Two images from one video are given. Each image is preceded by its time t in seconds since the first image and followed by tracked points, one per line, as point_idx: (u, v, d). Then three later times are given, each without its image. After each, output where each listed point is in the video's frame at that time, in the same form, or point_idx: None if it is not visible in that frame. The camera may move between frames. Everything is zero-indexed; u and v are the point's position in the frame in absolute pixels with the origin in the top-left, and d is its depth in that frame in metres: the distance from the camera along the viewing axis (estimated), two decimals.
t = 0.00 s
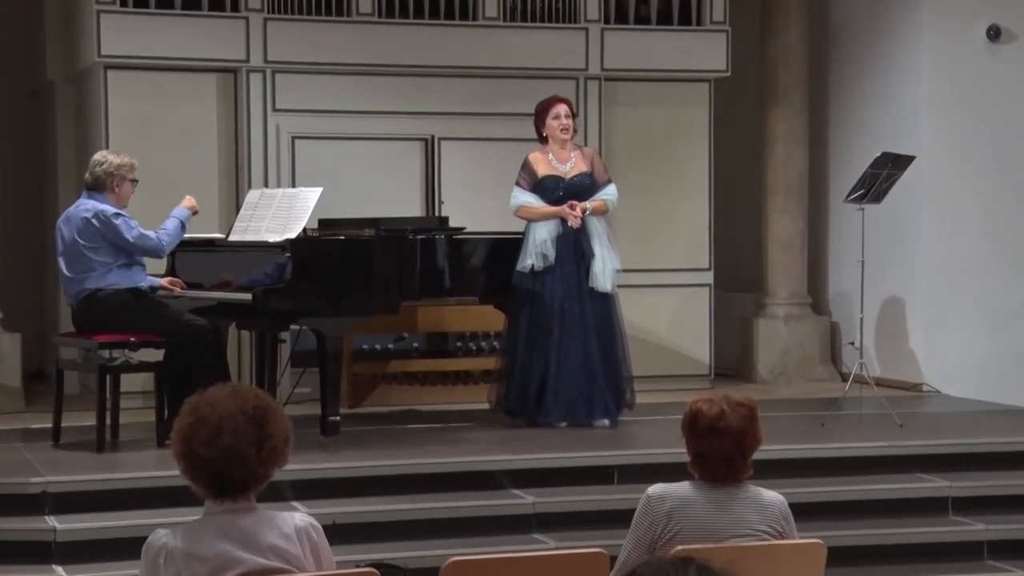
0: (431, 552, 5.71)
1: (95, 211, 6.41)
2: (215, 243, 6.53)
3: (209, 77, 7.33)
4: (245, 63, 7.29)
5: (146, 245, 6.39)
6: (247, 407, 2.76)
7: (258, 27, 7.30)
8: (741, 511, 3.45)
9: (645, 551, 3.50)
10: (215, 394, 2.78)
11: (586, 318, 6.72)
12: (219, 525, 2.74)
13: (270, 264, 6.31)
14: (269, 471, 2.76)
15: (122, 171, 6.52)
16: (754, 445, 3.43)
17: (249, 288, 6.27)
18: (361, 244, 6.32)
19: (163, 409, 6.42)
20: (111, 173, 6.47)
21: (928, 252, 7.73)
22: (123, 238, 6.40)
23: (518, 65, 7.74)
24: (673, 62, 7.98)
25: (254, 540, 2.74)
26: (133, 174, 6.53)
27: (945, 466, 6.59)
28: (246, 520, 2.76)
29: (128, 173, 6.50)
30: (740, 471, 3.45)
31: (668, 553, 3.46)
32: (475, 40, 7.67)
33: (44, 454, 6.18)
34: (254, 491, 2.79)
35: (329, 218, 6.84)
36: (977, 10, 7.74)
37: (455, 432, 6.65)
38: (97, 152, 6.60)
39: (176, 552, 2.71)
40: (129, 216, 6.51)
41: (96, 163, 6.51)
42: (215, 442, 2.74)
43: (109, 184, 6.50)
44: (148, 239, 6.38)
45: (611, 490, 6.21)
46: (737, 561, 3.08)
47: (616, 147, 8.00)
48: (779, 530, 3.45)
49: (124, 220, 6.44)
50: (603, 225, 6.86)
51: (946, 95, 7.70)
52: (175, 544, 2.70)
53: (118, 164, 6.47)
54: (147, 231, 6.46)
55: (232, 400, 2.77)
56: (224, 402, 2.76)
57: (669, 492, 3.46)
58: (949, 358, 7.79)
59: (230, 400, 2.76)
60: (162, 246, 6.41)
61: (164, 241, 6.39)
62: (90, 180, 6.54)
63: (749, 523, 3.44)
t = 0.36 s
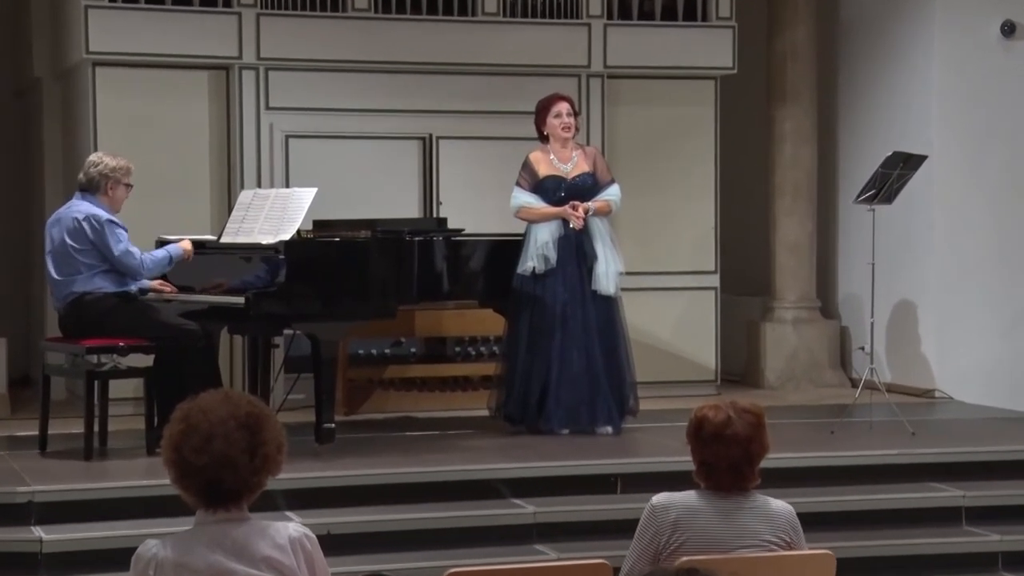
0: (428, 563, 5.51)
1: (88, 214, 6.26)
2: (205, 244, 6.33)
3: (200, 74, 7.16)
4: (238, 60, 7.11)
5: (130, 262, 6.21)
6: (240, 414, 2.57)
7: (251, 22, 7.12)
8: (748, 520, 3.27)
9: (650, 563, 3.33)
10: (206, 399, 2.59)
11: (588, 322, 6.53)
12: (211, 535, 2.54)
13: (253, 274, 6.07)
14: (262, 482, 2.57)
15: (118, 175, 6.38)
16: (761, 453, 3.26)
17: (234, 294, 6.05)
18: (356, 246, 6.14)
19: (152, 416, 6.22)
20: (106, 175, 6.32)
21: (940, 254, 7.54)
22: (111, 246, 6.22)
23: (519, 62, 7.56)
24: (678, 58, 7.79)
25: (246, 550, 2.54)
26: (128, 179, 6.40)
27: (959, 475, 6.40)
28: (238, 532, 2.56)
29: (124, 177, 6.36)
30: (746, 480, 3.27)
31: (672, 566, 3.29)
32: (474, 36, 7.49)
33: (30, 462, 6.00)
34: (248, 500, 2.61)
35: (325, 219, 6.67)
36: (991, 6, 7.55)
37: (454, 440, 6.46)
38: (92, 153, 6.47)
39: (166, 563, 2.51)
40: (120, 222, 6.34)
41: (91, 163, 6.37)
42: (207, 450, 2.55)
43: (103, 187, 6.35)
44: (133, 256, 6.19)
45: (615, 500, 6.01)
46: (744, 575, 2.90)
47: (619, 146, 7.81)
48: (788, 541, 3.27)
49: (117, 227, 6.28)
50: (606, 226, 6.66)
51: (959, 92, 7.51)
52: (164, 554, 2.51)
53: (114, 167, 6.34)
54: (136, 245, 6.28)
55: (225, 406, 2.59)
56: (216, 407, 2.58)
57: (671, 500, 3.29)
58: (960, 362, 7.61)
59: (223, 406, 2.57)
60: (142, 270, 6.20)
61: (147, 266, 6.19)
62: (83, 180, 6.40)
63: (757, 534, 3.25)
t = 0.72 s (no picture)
0: None
1: (85, 216, 6.07)
2: (200, 245, 6.11)
3: (193, 71, 6.99)
4: (231, 57, 6.94)
5: (120, 274, 6.01)
6: (234, 421, 2.41)
7: (245, 18, 6.95)
8: (758, 532, 3.06)
9: None
10: (200, 406, 2.43)
11: (593, 327, 6.33)
12: (203, 547, 2.39)
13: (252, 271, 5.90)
14: (258, 492, 2.41)
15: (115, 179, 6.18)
16: (771, 463, 3.05)
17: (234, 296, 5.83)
18: (354, 249, 5.92)
19: (143, 425, 6.02)
20: (103, 178, 6.12)
21: (956, 257, 7.35)
22: (105, 253, 6.03)
23: (522, 59, 7.37)
24: (685, 55, 7.59)
25: (241, 563, 2.39)
26: (126, 184, 6.19)
27: (977, 485, 6.19)
28: (231, 543, 2.41)
29: (121, 181, 6.15)
30: (757, 491, 3.07)
31: None
32: (476, 32, 7.30)
33: (16, 472, 5.81)
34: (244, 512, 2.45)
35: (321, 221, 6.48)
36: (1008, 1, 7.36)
37: (454, 448, 6.26)
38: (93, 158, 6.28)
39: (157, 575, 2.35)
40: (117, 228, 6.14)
41: (89, 167, 6.19)
42: (201, 458, 2.39)
43: (99, 191, 6.15)
44: (123, 268, 6.01)
45: (622, 511, 5.80)
46: None
47: (624, 146, 7.62)
48: (800, 554, 3.05)
49: (113, 233, 6.09)
50: (611, 228, 6.46)
51: (977, 89, 7.32)
52: (156, 564, 2.35)
53: (111, 170, 6.14)
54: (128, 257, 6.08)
55: (219, 414, 2.42)
56: (209, 415, 2.41)
57: (676, 509, 3.08)
58: (977, 368, 7.42)
59: (217, 414, 2.41)
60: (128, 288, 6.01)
61: (133, 285, 6.00)
62: (79, 183, 6.20)
63: (767, 545, 3.05)
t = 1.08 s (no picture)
0: None
1: (93, 218, 5.85)
2: (206, 249, 5.96)
3: (199, 70, 6.85)
4: (240, 54, 6.80)
5: (128, 278, 5.80)
6: (244, 429, 2.23)
7: (253, 15, 6.81)
8: (784, 548, 2.79)
9: None
10: (209, 413, 2.23)
11: (613, 333, 6.13)
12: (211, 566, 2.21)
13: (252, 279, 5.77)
14: (267, 506, 2.23)
15: (123, 179, 5.96)
16: (797, 475, 2.81)
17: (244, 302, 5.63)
18: (365, 252, 5.74)
19: (149, 433, 5.84)
20: (111, 179, 5.90)
21: (989, 259, 7.14)
22: (113, 256, 5.81)
23: (538, 56, 7.20)
24: (707, 52, 7.39)
25: None
26: (133, 183, 5.98)
27: (1012, 496, 5.97)
28: (239, 559, 2.23)
29: (129, 181, 5.94)
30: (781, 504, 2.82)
31: None
32: (491, 29, 7.13)
33: (18, 481, 5.64)
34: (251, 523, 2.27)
35: (333, 223, 6.32)
36: None
37: (469, 457, 6.06)
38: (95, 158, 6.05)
39: None
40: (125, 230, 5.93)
41: (95, 168, 5.96)
42: (208, 468, 2.21)
43: (108, 192, 5.93)
44: (131, 273, 5.79)
45: (642, 522, 5.59)
46: None
47: (644, 146, 7.42)
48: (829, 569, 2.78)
49: (122, 236, 5.88)
50: (630, 230, 6.27)
51: (1010, 87, 7.11)
52: None
53: (119, 170, 5.92)
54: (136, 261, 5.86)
55: (228, 423, 2.23)
56: (218, 424, 2.22)
57: (699, 526, 2.84)
58: (1010, 375, 7.19)
59: (227, 423, 2.22)
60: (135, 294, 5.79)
61: (141, 291, 5.78)
62: (85, 187, 5.97)
63: (793, 560, 2.78)
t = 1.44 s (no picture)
0: None
1: (95, 218, 5.64)
2: (211, 252, 5.74)
3: (204, 68, 6.69)
4: (245, 52, 6.64)
5: (131, 281, 5.58)
6: (250, 438, 2.19)
7: (259, 11, 6.65)
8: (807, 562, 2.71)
9: None
10: (213, 422, 2.20)
11: (630, 339, 5.94)
12: None
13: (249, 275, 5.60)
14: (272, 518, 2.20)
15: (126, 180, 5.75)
16: (820, 486, 2.71)
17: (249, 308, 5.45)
18: (375, 255, 5.56)
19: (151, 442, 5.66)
20: (114, 179, 5.69)
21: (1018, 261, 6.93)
22: (116, 258, 5.60)
23: (552, 54, 7.02)
24: (725, 48, 7.20)
25: None
26: (137, 183, 5.76)
27: None
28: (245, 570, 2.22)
29: (133, 180, 5.73)
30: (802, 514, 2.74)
31: None
32: (503, 26, 6.96)
33: (17, 492, 5.46)
34: (256, 534, 2.24)
35: (341, 225, 6.13)
36: None
37: (481, 467, 5.87)
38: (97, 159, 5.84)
39: None
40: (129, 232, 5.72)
41: (96, 168, 5.74)
42: (213, 478, 2.17)
43: (110, 192, 5.71)
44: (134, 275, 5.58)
45: (660, 535, 5.38)
46: None
47: (661, 146, 7.23)
48: None
49: (125, 237, 5.68)
50: (648, 233, 6.07)
51: None
52: None
53: (122, 170, 5.71)
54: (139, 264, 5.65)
55: (233, 432, 2.20)
56: (222, 432, 2.19)
57: (719, 538, 2.77)
58: None
59: (231, 432, 2.19)
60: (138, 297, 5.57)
61: (143, 294, 5.56)
62: (87, 187, 5.75)
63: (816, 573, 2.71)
